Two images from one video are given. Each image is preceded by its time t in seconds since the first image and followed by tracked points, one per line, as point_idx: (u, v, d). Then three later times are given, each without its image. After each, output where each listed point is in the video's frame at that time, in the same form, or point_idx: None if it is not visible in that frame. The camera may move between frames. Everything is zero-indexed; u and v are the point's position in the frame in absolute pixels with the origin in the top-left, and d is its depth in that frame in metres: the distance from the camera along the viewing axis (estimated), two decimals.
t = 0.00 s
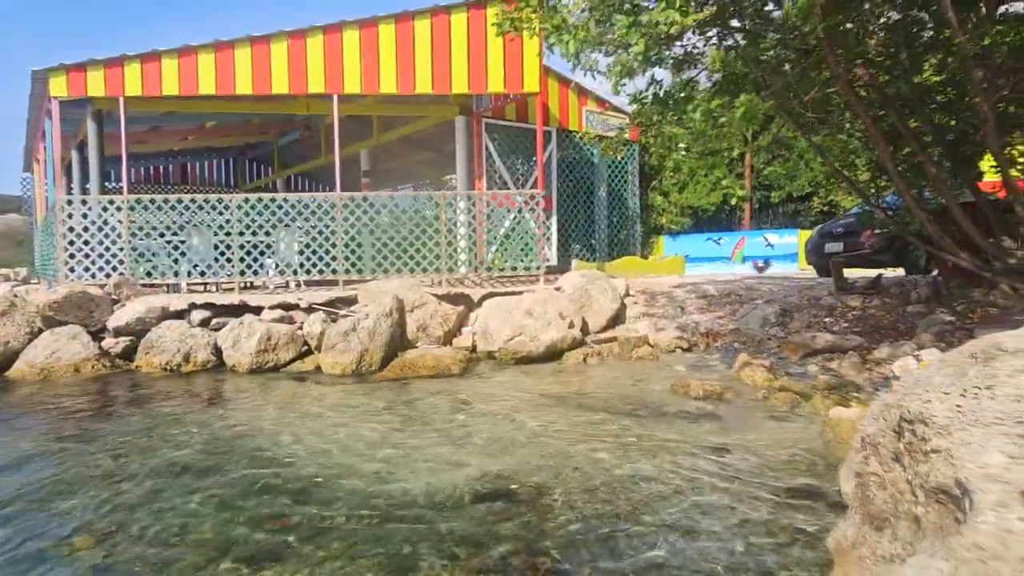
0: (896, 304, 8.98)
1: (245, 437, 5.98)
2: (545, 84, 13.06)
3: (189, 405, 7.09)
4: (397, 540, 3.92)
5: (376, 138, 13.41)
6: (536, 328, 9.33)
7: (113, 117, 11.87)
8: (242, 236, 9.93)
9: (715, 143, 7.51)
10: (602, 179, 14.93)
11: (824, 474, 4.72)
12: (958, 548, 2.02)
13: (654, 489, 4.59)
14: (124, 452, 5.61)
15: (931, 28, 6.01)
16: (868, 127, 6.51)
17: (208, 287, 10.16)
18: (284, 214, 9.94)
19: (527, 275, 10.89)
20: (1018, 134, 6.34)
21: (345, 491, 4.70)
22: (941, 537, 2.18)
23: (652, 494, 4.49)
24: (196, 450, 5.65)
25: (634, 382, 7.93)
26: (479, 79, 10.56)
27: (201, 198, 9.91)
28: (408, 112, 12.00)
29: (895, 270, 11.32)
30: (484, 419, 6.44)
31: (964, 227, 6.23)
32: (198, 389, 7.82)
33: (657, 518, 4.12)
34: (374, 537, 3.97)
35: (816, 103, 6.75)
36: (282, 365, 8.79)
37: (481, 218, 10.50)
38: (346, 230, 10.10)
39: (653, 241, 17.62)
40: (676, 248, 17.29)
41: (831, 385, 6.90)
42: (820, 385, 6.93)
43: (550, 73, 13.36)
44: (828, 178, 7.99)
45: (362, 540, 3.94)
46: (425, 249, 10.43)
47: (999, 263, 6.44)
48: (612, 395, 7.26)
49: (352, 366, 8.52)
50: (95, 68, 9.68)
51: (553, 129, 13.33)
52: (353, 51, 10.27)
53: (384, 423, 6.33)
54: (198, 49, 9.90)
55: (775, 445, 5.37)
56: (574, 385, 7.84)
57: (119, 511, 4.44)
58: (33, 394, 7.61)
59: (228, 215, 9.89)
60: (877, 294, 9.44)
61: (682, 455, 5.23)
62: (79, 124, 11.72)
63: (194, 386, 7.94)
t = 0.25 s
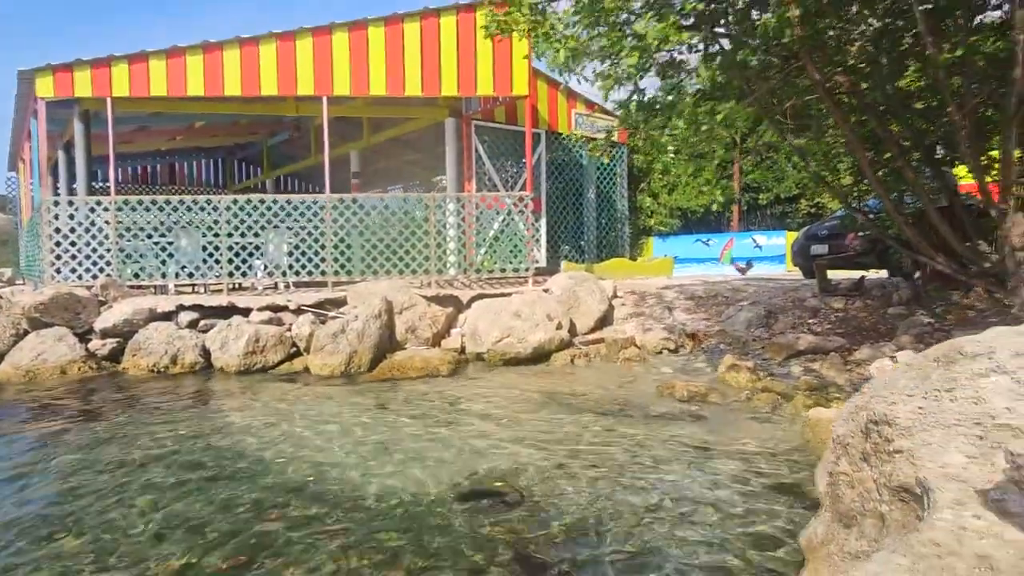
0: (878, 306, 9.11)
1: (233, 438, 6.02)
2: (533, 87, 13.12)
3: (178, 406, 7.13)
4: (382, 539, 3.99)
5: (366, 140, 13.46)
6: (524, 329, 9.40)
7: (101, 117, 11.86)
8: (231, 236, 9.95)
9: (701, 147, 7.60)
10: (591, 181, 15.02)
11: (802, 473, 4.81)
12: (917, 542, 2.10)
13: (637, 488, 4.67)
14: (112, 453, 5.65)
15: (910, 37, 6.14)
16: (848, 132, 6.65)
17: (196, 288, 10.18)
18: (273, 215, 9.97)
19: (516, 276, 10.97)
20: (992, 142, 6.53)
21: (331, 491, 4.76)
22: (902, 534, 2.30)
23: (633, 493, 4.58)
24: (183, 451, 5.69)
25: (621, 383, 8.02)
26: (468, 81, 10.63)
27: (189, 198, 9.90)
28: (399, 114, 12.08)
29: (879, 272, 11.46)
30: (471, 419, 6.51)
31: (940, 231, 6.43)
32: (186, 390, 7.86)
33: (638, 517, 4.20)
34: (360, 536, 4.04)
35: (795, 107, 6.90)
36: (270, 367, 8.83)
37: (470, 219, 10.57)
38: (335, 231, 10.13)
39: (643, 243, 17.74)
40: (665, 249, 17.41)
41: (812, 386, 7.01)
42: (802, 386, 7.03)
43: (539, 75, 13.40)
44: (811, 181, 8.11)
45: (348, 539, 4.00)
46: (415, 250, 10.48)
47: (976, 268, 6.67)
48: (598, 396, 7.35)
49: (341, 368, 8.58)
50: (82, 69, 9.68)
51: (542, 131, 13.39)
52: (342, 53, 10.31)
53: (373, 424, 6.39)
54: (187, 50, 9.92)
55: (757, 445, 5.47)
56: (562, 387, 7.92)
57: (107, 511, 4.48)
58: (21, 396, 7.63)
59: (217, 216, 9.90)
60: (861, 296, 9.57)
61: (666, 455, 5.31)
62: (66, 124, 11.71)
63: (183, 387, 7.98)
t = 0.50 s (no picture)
0: (860, 306, 9.26)
1: (220, 438, 6.05)
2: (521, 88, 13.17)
3: (166, 406, 7.16)
4: (370, 536, 4.06)
5: (354, 139, 13.49)
6: (512, 330, 9.48)
7: (86, 115, 11.81)
8: (218, 236, 9.92)
9: (686, 149, 7.69)
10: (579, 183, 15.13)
11: (784, 470, 4.92)
12: (887, 535, 2.22)
13: (622, 484, 4.77)
14: (99, 454, 5.67)
15: (891, 42, 6.27)
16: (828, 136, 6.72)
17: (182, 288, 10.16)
18: (260, 215, 9.98)
19: (503, 277, 11.05)
20: (969, 147, 6.69)
21: (320, 489, 4.82)
22: (874, 527, 2.43)
23: (618, 490, 4.67)
24: (170, 450, 5.72)
25: (607, 383, 8.13)
26: (457, 81, 10.68)
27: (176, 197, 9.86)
28: (389, 114, 12.14)
29: (862, 274, 11.62)
30: (460, 418, 6.59)
31: (920, 234, 6.64)
32: (174, 390, 7.88)
33: (622, 513, 4.29)
34: (348, 533, 4.11)
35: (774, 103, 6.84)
36: (257, 367, 8.88)
37: (458, 220, 10.62)
38: (324, 230, 10.15)
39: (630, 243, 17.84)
40: (653, 250, 17.52)
41: (795, 386, 7.12)
42: (785, 386, 7.14)
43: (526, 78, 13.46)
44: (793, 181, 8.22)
45: (337, 536, 4.06)
46: (403, 250, 10.49)
47: (952, 268, 6.94)
48: (584, 396, 7.45)
49: (329, 367, 8.60)
50: (67, 66, 9.64)
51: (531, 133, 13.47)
52: (330, 53, 10.34)
53: (361, 423, 6.46)
54: (173, 48, 9.91)
55: (740, 443, 5.58)
56: (549, 387, 8.01)
57: (96, 511, 4.52)
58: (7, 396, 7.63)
59: (203, 215, 9.87)
60: (843, 296, 9.72)
61: (650, 453, 5.41)
62: (50, 121, 11.65)
63: (171, 387, 8.00)
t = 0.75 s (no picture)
0: (843, 304, 9.38)
1: (206, 435, 6.06)
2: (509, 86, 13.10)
3: (152, 404, 7.16)
4: (359, 531, 4.11)
5: (341, 134, 13.47)
6: (499, 327, 9.52)
7: (68, 110, 11.73)
8: (204, 232, 9.89)
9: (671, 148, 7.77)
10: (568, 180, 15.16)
11: (766, 464, 5.01)
12: (862, 526, 2.30)
13: (607, 478, 4.84)
14: (83, 451, 5.66)
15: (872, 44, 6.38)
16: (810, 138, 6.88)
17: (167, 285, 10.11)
18: (247, 211, 9.96)
19: (490, 274, 11.07)
20: (950, 148, 6.82)
21: (307, 485, 4.85)
22: (851, 520, 2.51)
23: (603, 485, 4.72)
24: (156, 448, 5.73)
25: (593, 379, 8.20)
26: (444, 78, 10.70)
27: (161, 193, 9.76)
28: (377, 111, 12.14)
29: (845, 272, 11.77)
30: (448, 414, 6.64)
31: (900, 232, 6.80)
32: (161, 387, 7.88)
33: (607, 507, 4.37)
34: (337, 528, 4.15)
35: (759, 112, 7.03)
36: (244, 364, 8.88)
37: (446, 217, 10.62)
38: (310, 227, 10.15)
39: (618, 241, 17.93)
40: (640, 247, 17.62)
41: (778, 382, 7.22)
42: (768, 382, 7.23)
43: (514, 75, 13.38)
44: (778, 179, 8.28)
45: (326, 532, 4.11)
46: (390, 247, 10.52)
47: (932, 267, 7.00)
48: (571, 392, 7.52)
49: (316, 364, 8.63)
50: (48, 60, 9.57)
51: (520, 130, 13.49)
52: (317, 50, 10.32)
53: (348, 419, 6.50)
54: (158, 43, 9.86)
55: (724, 438, 5.66)
56: (536, 383, 8.07)
57: (83, 508, 4.54)
58: None
59: (189, 211, 9.81)
60: (826, 293, 9.85)
61: (635, 448, 5.48)
62: (31, 115, 11.56)
63: (157, 385, 7.99)
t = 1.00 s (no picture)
0: (829, 297, 9.47)
1: (194, 430, 6.05)
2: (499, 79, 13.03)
3: (141, 398, 7.15)
4: (347, 523, 4.14)
5: (331, 128, 13.41)
6: (489, 321, 9.56)
7: (53, 103, 11.64)
8: (191, 226, 9.82)
9: (659, 143, 7.81)
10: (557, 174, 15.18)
11: (752, 456, 5.06)
12: (844, 515, 2.35)
13: (595, 470, 4.89)
14: (71, 446, 5.66)
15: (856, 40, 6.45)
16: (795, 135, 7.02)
17: (153, 279, 10.05)
18: (234, 205, 9.92)
19: (479, 268, 11.09)
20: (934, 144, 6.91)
21: (297, 478, 4.88)
22: (833, 508, 2.56)
23: (592, 477, 4.77)
24: (144, 442, 5.73)
25: (582, 372, 8.25)
26: (434, 71, 10.69)
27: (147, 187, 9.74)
28: (366, 104, 12.07)
29: (831, 266, 11.87)
30: (437, 407, 6.67)
31: (885, 227, 6.88)
32: (149, 382, 7.87)
33: (595, 498, 4.41)
34: (326, 521, 4.18)
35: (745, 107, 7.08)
36: (232, 359, 8.87)
37: (435, 211, 10.64)
38: (299, 221, 10.11)
39: (608, 235, 17.98)
40: (630, 241, 17.67)
41: (766, 374, 7.29)
42: (756, 374, 7.31)
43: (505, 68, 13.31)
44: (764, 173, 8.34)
45: (315, 524, 4.14)
46: (380, 241, 10.50)
47: (914, 260, 7.11)
48: (560, 385, 7.56)
49: (305, 359, 8.68)
50: (31, 52, 9.46)
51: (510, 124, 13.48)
52: (305, 42, 10.29)
53: (337, 413, 6.52)
54: (143, 35, 9.79)
55: (711, 430, 5.72)
56: (525, 376, 8.11)
57: (71, 503, 4.54)
58: None
59: (175, 205, 9.75)
60: (812, 288, 9.94)
61: (623, 440, 5.53)
62: (14, 107, 11.47)
63: (145, 379, 7.98)
